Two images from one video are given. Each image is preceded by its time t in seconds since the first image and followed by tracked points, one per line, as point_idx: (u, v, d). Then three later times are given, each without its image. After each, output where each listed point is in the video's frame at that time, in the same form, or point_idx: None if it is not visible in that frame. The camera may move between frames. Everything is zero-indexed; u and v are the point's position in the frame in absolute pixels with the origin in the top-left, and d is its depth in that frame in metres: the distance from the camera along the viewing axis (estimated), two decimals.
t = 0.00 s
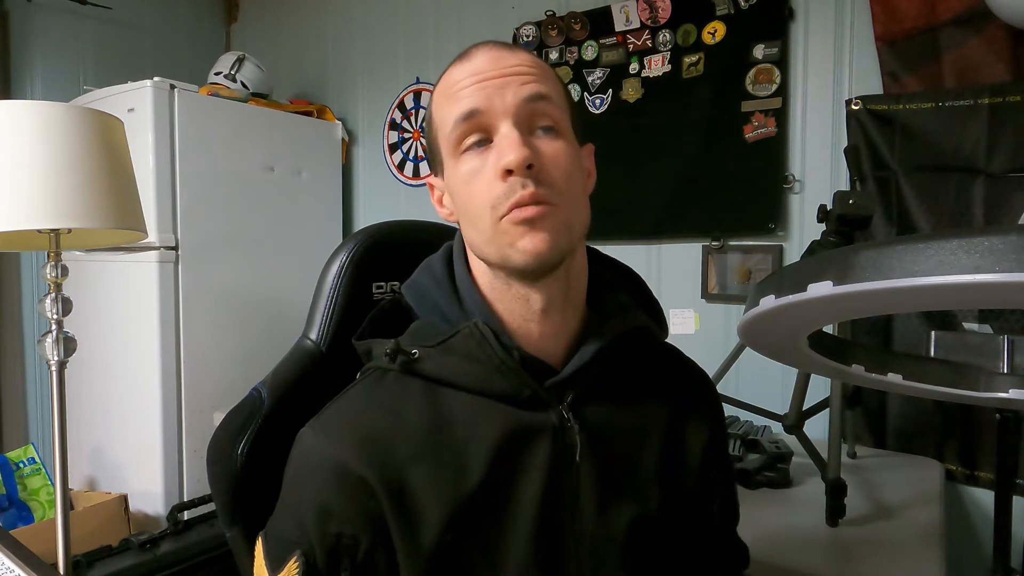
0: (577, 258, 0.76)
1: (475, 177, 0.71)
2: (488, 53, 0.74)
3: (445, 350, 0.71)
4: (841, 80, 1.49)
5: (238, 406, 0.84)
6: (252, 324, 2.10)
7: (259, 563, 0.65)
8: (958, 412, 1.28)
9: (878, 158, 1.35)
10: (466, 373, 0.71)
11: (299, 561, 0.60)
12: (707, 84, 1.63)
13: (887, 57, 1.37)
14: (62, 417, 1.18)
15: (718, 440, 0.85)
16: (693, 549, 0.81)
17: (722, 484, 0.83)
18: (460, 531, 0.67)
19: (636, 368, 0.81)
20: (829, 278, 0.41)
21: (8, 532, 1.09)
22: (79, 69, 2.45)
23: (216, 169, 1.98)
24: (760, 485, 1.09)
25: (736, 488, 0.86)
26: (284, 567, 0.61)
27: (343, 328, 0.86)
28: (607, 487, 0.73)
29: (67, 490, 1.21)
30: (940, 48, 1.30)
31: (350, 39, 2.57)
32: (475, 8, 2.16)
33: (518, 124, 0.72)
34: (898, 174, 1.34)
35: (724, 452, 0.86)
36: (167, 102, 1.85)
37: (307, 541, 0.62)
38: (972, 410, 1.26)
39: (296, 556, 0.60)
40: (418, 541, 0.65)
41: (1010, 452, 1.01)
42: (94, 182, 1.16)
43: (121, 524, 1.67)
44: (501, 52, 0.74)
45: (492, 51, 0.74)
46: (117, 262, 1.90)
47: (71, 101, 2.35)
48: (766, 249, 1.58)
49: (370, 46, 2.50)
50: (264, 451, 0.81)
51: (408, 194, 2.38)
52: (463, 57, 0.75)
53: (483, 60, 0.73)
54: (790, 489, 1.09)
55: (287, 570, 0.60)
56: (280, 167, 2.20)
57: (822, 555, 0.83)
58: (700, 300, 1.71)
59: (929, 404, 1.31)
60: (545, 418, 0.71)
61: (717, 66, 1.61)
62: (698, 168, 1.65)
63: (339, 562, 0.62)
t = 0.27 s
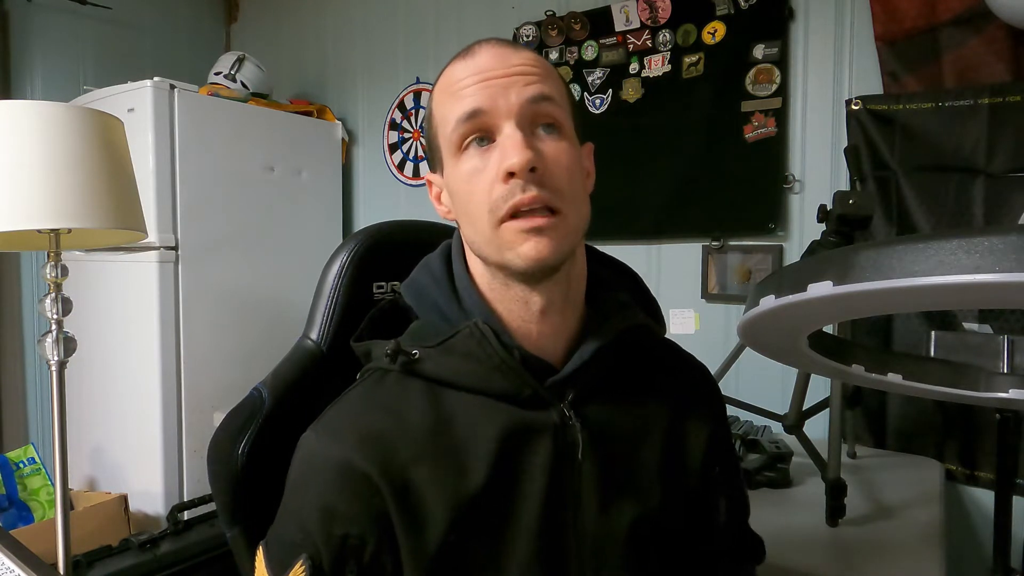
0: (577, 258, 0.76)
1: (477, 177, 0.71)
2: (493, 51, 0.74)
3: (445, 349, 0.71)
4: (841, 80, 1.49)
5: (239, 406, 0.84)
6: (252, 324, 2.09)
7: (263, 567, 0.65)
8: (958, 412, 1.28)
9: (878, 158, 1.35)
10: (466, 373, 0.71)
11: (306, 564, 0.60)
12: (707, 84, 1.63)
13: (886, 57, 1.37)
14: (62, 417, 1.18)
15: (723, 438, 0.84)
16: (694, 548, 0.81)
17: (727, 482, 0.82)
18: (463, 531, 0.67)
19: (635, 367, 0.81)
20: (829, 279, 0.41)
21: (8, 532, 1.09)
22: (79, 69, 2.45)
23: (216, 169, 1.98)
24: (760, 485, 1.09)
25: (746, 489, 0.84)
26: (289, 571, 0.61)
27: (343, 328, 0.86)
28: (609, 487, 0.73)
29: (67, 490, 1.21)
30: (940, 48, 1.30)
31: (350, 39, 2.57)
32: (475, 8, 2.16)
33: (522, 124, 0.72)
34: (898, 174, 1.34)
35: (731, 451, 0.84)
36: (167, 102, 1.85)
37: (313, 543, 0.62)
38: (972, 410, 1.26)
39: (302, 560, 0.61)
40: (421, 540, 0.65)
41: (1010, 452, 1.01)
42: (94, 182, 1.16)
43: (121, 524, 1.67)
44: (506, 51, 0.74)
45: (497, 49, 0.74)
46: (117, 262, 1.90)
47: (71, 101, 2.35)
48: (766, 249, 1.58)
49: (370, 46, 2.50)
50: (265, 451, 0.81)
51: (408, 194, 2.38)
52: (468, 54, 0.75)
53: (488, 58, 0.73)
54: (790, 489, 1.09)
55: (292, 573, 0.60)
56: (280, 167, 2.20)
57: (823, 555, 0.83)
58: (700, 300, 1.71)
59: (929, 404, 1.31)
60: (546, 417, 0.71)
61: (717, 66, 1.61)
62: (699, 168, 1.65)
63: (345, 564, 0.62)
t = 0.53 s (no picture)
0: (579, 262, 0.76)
1: (480, 179, 0.71)
2: (502, 52, 0.73)
3: (444, 350, 0.71)
4: (841, 80, 1.49)
5: (238, 406, 0.84)
6: (252, 324, 2.09)
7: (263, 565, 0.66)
8: (958, 412, 1.28)
9: (878, 158, 1.35)
10: (466, 374, 0.71)
11: (304, 563, 0.60)
12: (707, 84, 1.63)
13: (886, 57, 1.37)
14: (62, 417, 1.18)
15: (720, 440, 0.85)
16: (693, 550, 0.81)
17: (723, 484, 0.83)
18: (462, 532, 0.67)
19: (636, 368, 0.81)
20: (829, 279, 0.41)
21: (8, 532, 1.09)
22: (79, 69, 2.45)
23: (216, 169, 1.98)
24: (760, 485, 1.09)
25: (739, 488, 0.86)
26: (289, 568, 0.62)
27: (343, 328, 0.86)
28: (608, 487, 0.73)
29: (67, 490, 1.21)
30: (940, 48, 1.30)
31: (350, 39, 2.57)
32: (475, 8, 2.16)
33: (527, 127, 0.71)
34: (898, 174, 1.34)
35: (726, 452, 0.85)
36: (167, 102, 1.85)
37: (311, 542, 0.62)
38: (972, 410, 1.26)
39: (301, 558, 0.61)
40: (419, 541, 0.65)
41: (1010, 452, 1.01)
42: (94, 182, 1.16)
43: (121, 524, 1.67)
44: (515, 52, 0.73)
45: (506, 50, 0.73)
46: (117, 262, 1.90)
47: (71, 101, 2.35)
48: (766, 249, 1.58)
49: (370, 46, 2.50)
50: (264, 451, 0.81)
51: (408, 194, 2.38)
52: (477, 53, 0.74)
53: (496, 59, 0.73)
54: (790, 489, 1.09)
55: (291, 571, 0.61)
56: (280, 167, 2.20)
57: (822, 555, 0.83)
58: (700, 300, 1.71)
59: (929, 404, 1.31)
60: (545, 418, 0.71)
61: (717, 66, 1.61)
62: (699, 168, 1.65)
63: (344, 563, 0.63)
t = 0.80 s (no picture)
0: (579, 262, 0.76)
1: (479, 179, 0.71)
2: (503, 52, 0.73)
3: (445, 349, 0.71)
4: (841, 79, 1.49)
5: (239, 406, 0.84)
6: (252, 324, 2.10)
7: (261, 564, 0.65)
8: (958, 412, 1.28)
9: (878, 158, 1.35)
10: (466, 372, 0.71)
11: (306, 561, 0.60)
12: (707, 84, 1.63)
13: (886, 57, 1.37)
14: (62, 418, 1.18)
15: (720, 439, 0.85)
16: (693, 549, 0.81)
17: (724, 483, 0.83)
18: (462, 531, 0.67)
19: (636, 367, 0.81)
20: (829, 278, 0.41)
21: (8, 532, 1.09)
22: (79, 69, 2.45)
23: (216, 168, 1.98)
24: (760, 485, 1.09)
25: (740, 487, 0.85)
26: (289, 566, 0.61)
27: (343, 328, 0.86)
28: (608, 486, 0.73)
29: (67, 490, 1.21)
30: (940, 48, 1.30)
31: (350, 39, 2.57)
32: (475, 8, 2.16)
33: (527, 128, 0.71)
34: (898, 174, 1.34)
35: (727, 451, 0.85)
36: (167, 102, 1.85)
37: (312, 539, 0.62)
38: (972, 409, 1.26)
39: (302, 555, 0.60)
40: (420, 539, 0.65)
41: (1010, 452, 1.01)
42: (94, 182, 1.16)
43: (121, 524, 1.67)
44: (515, 52, 0.73)
45: (507, 50, 0.73)
46: (117, 262, 1.90)
47: (71, 101, 2.35)
48: (766, 249, 1.58)
49: (370, 46, 2.50)
50: (264, 451, 0.81)
51: (408, 194, 2.38)
52: (478, 53, 0.74)
53: (497, 59, 0.72)
54: (790, 489, 1.09)
55: (292, 569, 0.60)
56: (280, 167, 2.20)
57: (822, 555, 0.83)
58: (700, 300, 1.71)
59: (929, 404, 1.31)
60: (545, 417, 0.71)
61: (717, 66, 1.61)
62: (699, 168, 1.65)
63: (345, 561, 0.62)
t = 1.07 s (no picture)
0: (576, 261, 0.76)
1: (473, 181, 0.71)
2: (495, 53, 0.72)
3: (445, 347, 0.71)
4: (841, 79, 1.49)
5: (239, 407, 0.84)
6: (252, 324, 2.10)
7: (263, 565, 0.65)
8: (958, 412, 1.28)
9: (878, 158, 1.36)
10: (466, 371, 0.71)
11: (301, 556, 0.60)
12: (707, 84, 1.63)
13: (886, 57, 1.37)
14: (62, 418, 1.18)
15: (720, 438, 0.85)
16: (694, 548, 0.81)
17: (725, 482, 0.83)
18: (461, 528, 0.67)
19: (636, 366, 0.81)
20: (829, 278, 0.41)
21: (7, 532, 1.09)
22: (79, 69, 2.45)
23: (216, 168, 1.98)
24: (760, 485, 1.09)
25: (740, 486, 0.85)
26: (285, 563, 0.61)
27: (343, 328, 0.86)
28: (608, 485, 0.73)
29: (67, 490, 1.21)
30: (940, 48, 1.30)
31: (350, 39, 2.57)
32: (475, 8, 2.16)
33: (520, 129, 0.71)
34: (898, 174, 1.34)
35: (727, 450, 0.85)
36: (167, 102, 1.85)
37: (309, 536, 0.62)
38: (972, 409, 1.26)
39: (297, 551, 0.60)
40: (420, 538, 0.65)
41: (1010, 452, 1.01)
42: (94, 182, 1.16)
43: (122, 524, 1.67)
44: (508, 53, 0.73)
45: (499, 51, 0.73)
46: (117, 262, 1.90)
47: (71, 101, 2.35)
48: (766, 249, 1.58)
49: (370, 46, 2.50)
50: (264, 451, 0.81)
51: (408, 194, 2.38)
52: (471, 54, 0.74)
53: (489, 60, 0.72)
54: (790, 489, 1.09)
55: (288, 566, 0.60)
56: (280, 168, 2.20)
57: (822, 555, 0.83)
58: (700, 300, 1.71)
59: (928, 404, 1.31)
60: (545, 415, 0.71)
61: (717, 66, 1.61)
62: (699, 169, 1.65)
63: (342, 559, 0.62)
